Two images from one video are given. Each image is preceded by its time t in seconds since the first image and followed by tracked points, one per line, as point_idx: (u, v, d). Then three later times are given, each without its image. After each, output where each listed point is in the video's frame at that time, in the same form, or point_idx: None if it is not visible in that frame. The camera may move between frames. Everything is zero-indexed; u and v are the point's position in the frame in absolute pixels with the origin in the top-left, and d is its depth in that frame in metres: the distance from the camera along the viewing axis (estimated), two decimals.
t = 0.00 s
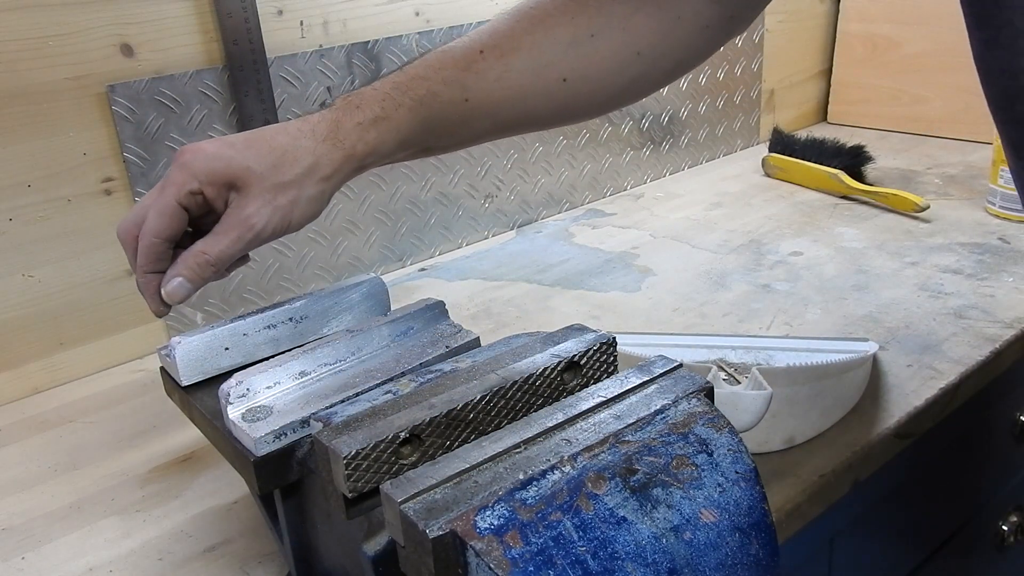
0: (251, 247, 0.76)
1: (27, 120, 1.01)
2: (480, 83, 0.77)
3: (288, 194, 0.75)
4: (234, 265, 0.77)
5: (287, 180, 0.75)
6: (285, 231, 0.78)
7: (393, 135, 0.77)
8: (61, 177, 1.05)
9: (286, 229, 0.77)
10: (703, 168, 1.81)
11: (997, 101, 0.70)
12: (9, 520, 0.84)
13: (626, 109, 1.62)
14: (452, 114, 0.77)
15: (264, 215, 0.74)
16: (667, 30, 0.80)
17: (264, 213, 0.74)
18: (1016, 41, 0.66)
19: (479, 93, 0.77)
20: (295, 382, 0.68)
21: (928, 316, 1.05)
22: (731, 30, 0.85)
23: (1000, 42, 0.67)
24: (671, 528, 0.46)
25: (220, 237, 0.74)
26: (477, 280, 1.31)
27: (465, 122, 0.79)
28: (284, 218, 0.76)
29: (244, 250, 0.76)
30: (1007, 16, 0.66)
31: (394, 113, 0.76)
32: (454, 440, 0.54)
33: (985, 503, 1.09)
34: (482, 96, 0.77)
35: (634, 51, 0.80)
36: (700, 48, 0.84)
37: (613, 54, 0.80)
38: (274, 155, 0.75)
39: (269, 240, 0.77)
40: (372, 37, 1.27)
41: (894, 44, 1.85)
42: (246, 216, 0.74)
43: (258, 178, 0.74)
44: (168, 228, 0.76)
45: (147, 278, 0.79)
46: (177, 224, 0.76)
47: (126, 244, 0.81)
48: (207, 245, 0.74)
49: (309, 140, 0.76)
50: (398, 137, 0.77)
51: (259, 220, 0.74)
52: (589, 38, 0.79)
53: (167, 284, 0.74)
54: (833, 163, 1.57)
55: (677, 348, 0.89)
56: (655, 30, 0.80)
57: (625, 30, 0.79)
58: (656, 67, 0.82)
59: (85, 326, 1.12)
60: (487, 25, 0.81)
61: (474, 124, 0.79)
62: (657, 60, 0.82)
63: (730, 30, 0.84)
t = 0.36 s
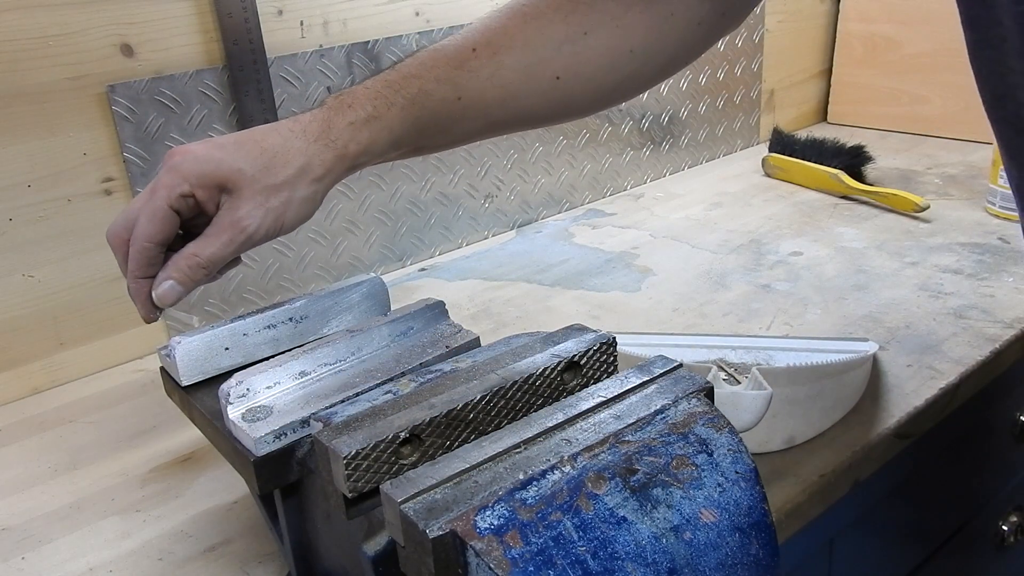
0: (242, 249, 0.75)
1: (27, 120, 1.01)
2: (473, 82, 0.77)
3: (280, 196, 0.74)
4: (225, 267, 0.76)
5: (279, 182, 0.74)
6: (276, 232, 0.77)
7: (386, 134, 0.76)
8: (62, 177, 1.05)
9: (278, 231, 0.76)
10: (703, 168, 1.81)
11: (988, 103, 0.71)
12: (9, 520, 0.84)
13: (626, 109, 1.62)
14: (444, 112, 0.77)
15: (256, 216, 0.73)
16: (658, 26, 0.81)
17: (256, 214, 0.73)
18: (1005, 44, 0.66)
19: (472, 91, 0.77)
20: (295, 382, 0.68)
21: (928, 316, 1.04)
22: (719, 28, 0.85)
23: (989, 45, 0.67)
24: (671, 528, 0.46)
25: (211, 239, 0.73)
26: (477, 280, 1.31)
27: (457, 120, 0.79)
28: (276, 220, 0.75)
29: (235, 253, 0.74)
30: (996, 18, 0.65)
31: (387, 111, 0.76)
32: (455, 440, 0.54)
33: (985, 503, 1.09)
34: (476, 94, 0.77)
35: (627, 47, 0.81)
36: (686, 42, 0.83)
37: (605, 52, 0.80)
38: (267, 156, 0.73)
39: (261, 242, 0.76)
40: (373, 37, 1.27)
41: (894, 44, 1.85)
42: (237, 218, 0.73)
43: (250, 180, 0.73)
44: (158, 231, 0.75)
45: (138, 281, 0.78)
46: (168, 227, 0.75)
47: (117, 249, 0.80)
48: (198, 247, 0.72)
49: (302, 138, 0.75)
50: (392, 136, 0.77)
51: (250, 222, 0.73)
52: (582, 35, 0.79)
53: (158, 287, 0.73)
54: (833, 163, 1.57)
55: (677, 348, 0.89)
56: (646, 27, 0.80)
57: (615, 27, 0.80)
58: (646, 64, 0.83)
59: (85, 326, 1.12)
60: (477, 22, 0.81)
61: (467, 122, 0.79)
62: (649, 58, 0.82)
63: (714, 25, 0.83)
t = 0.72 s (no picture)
0: (248, 248, 0.76)
1: (27, 121, 1.01)
2: (475, 80, 0.76)
3: (283, 195, 0.75)
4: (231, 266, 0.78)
5: (282, 180, 0.75)
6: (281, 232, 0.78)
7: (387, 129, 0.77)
8: (62, 177, 1.05)
9: (282, 229, 0.78)
10: (703, 168, 1.81)
11: (994, 105, 0.71)
12: (9, 520, 0.84)
13: (626, 109, 1.62)
14: (446, 109, 0.77)
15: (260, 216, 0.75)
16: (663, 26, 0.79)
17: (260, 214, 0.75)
18: (1012, 45, 0.66)
19: (475, 89, 0.77)
20: (295, 382, 0.68)
21: (928, 316, 1.04)
22: (726, 27, 0.83)
23: (995, 45, 0.67)
24: (671, 528, 0.46)
25: (216, 239, 0.74)
26: (477, 280, 1.31)
27: (461, 118, 0.78)
28: (281, 218, 0.76)
29: (241, 252, 0.76)
30: (1004, 18, 0.66)
31: (390, 108, 0.76)
32: (454, 440, 0.54)
33: (984, 503, 1.09)
34: (478, 93, 0.77)
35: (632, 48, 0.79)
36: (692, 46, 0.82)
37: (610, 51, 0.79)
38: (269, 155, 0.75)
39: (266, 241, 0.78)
40: (373, 37, 1.27)
41: (894, 44, 1.85)
42: (242, 219, 0.74)
43: (254, 179, 0.74)
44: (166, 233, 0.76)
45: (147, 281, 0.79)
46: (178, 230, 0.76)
47: (125, 248, 0.81)
48: (204, 247, 0.74)
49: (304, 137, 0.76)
50: (396, 132, 0.77)
51: (255, 222, 0.75)
52: (585, 35, 0.77)
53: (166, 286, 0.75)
54: (832, 163, 1.57)
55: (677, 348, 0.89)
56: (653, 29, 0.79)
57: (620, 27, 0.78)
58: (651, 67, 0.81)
59: (85, 326, 1.12)
60: (483, 20, 0.80)
61: (470, 120, 0.79)
62: (653, 61, 0.81)
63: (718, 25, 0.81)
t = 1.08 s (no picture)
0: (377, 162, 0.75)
1: (28, 121, 1.01)
2: (540, 43, 0.75)
3: (399, 109, 0.73)
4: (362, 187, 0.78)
5: (401, 94, 0.73)
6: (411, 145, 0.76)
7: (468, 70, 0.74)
8: (62, 177, 1.05)
9: (410, 143, 0.75)
10: (703, 168, 1.81)
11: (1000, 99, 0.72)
12: (9, 520, 0.84)
13: (626, 109, 1.62)
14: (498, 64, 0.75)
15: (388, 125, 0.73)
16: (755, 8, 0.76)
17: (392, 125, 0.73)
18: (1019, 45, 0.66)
19: (534, 49, 0.75)
20: (295, 382, 0.68)
21: (928, 316, 1.04)
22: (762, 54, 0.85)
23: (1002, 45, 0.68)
24: (671, 528, 0.46)
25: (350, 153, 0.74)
26: (477, 280, 1.31)
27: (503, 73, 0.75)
28: (400, 131, 0.73)
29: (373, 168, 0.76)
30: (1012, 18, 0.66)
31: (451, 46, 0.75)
32: (455, 440, 0.54)
33: (984, 503, 1.09)
34: (550, 54, 0.75)
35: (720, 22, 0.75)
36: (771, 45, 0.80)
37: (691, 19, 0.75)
38: (376, 73, 0.73)
39: (385, 161, 0.76)
40: (372, 38, 1.28)
41: (894, 44, 1.85)
42: (365, 129, 0.73)
43: (371, 94, 0.72)
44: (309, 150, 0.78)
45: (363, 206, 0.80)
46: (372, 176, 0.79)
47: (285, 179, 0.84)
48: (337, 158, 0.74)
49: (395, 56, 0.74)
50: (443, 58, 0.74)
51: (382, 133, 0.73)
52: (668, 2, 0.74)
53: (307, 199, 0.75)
54: (832, 163, 1.57)
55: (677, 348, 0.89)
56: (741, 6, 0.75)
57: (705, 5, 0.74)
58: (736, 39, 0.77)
59: (85, 326, 1.12)
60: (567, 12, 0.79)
61: (514, 79, 0.76)
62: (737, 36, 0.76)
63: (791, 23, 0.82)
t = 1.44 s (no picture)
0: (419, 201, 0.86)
1: (28, 121, 1.01)
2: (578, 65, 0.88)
3: (450, 151, 0.87)
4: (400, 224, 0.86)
5: (449, 139, 0.86)
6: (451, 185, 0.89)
7: (514, 110, 0.88)
8: (62, 177, 1.05)
9: (448, 183, 0.89)
10: (703, 168, 1.81)
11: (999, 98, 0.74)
12: (9, 520, 0.84)
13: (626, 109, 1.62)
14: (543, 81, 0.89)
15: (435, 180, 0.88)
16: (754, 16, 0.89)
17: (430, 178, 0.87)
18: None
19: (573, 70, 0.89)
20: (295, 382, 0.68)
21: (928, 316, 1.04)
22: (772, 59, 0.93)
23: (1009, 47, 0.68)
24: (671, 528, 0.46)
25: (393, 193, 0.84)
26: (477, 280, 1.31)
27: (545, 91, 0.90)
28: (447, 174, 0.87)
29: (412, 205, 0.86)
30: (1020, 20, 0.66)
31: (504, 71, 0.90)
32: (455, 440, 0.54)
33: (984, 503, 1.09)
34: (585, 82, 0.89)
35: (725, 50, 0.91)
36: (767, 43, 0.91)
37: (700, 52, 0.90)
38: (431, 118, 0.86)
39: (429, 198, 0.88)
40: (372, 37, 1.27)
41: (894, 45, 1.85)
42: (414, 172, 0.85)
43: (421, 140, 0.85)
44: (358, 187, 0.85)
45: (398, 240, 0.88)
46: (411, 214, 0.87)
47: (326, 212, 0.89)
48: (382, 201, 0.83)
49: (446, 99, 0.88)
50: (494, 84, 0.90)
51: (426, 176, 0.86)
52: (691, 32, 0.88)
53: (350, 238, 0.82)
54: (832, 163, 1.57)
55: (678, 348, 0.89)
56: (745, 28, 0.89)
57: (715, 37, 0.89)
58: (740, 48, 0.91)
59: (85, 326, 1.12)
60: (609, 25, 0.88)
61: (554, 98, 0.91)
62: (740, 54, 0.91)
63: (791, 18, 0.89)
